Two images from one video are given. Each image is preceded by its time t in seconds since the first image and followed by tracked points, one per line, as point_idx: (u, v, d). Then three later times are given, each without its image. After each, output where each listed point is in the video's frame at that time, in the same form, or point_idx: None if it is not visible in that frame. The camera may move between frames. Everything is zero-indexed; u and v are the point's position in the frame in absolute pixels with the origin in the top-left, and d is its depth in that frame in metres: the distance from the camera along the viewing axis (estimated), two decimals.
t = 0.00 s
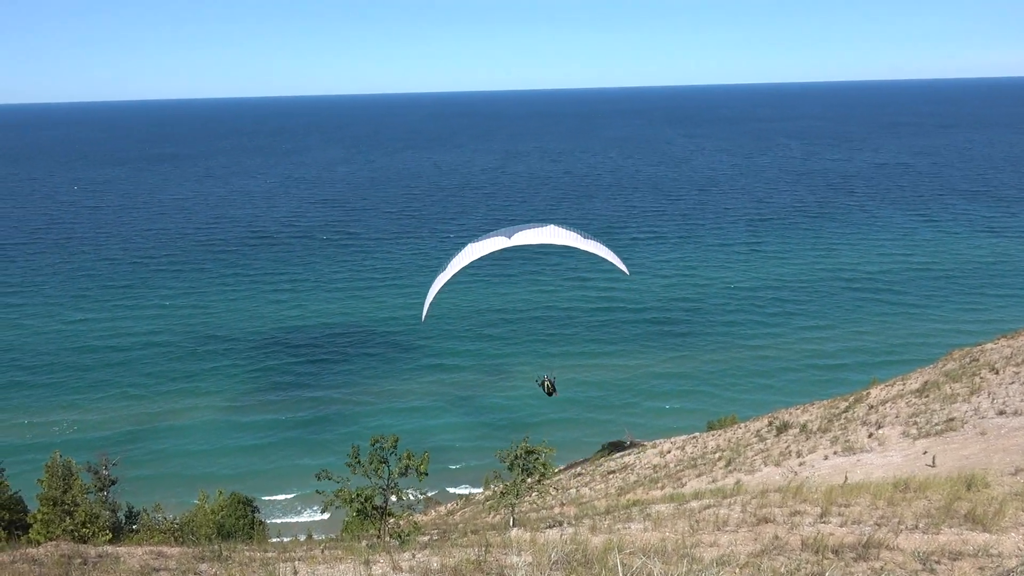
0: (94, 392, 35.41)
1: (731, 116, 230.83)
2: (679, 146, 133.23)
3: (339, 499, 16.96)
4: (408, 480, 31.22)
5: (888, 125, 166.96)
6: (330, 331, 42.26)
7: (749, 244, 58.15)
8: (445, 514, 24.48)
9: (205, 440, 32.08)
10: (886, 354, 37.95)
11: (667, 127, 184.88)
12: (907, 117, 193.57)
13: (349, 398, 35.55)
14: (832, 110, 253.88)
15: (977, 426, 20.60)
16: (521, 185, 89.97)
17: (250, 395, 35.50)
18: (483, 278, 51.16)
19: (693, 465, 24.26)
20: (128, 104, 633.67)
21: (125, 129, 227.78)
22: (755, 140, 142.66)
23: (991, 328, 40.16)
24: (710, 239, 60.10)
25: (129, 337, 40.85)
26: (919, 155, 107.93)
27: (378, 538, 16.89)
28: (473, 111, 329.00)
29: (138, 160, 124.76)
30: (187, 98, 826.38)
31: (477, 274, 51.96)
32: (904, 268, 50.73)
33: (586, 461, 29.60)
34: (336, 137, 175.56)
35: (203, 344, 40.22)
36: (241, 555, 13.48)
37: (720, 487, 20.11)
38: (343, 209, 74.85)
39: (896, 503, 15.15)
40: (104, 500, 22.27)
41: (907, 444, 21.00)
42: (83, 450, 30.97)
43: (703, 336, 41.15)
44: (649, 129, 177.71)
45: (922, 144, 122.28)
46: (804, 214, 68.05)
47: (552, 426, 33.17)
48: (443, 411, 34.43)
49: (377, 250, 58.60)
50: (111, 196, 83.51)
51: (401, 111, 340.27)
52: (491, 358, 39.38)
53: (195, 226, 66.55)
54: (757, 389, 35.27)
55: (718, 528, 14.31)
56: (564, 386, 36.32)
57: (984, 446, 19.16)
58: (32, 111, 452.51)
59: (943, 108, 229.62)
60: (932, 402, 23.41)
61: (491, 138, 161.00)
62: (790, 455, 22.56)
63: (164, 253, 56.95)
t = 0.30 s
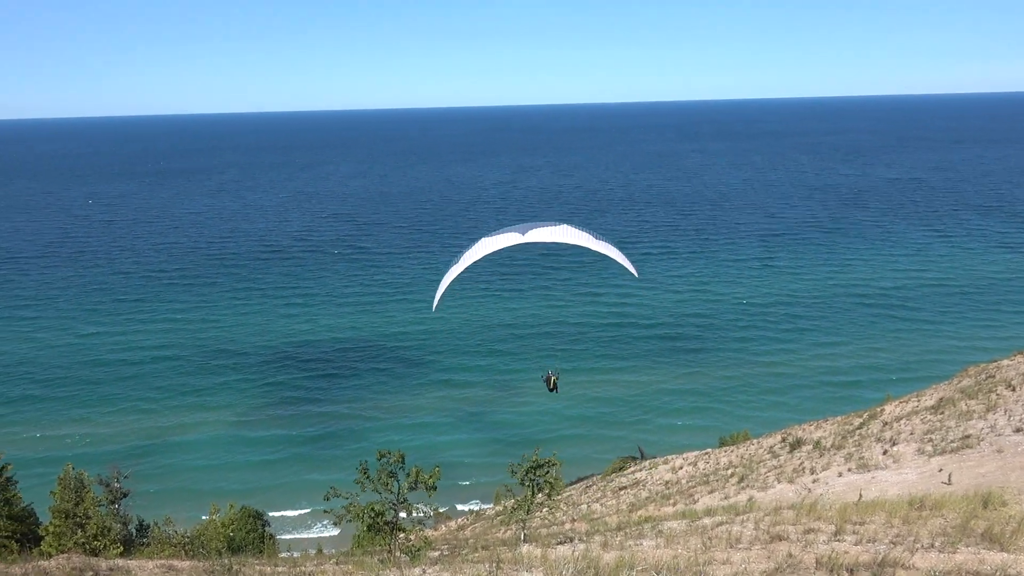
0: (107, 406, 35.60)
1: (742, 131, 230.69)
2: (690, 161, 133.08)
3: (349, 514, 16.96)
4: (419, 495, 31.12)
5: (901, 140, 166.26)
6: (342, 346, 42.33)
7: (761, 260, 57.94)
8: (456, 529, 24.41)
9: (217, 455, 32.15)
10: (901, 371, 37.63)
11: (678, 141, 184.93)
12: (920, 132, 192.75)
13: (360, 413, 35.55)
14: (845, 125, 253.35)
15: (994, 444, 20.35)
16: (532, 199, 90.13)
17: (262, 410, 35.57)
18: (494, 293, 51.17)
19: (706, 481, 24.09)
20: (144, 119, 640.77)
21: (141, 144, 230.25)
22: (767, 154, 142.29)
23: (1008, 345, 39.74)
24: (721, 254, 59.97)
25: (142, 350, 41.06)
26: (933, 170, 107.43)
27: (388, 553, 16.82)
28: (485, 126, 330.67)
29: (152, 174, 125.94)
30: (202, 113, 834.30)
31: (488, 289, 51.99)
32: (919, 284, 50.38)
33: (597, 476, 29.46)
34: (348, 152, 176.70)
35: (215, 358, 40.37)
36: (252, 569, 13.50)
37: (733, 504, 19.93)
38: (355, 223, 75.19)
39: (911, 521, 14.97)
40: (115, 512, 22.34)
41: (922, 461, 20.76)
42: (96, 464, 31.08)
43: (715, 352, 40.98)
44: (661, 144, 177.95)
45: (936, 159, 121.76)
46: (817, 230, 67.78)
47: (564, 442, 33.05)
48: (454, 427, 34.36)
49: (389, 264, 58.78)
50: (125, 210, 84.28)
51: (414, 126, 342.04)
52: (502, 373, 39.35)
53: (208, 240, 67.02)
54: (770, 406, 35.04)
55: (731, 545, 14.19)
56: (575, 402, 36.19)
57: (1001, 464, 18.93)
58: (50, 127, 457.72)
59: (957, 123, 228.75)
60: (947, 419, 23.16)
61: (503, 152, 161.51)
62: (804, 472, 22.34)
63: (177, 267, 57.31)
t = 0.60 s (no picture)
0: (115, 418, 35.67)
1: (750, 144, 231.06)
2: (698, 174, 133.21)
3: (356, 526, 16.98)
4: (425, 509, 30.98)
5: (909, 154, 166.00)
6: (349, 359, 42.36)
7: (769, 274, 57.83)
8: (462, 542, 24.33)
9: (223, 467, 32.14)
10: (911, 387, 37.42)
11: (685, 155, 185.02)
12: (928, 146, 192.53)
13: (367, 427, 35.53)
14: (852, 139, 253.01)
15: (1005, 460, 20.19)
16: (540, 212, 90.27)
17: (269, 423, 35.58)
18: (502, 306, 51.18)
19: (714, 496, 23.93)
20: (155, 131, 644.92)
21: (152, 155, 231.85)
22: (774, 168, 142.39)
23: (1019, 361, 39.48)
24: (729, 268, 59.91)
25: (150, 362, 41.17)
26: (942, 184, 107.23)
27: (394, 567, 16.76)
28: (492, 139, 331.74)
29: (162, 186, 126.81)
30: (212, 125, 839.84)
31: (496, 302, 52.01)
32: (928, 299, 50.18)
33: (605, 491, 29.34)
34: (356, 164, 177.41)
35: (222, 371, 40.45)
36: None
37: (741, 519, 19.78)
38: (363, 235, 75.46)
39: (922, 538, 14.85)
40: (122, 523, 22.36)
41: (932, 477, 20.59)
42: (104, 476, 31.13)
43: (723, 366, 40.85)
44: (668, 157, 178.22)
45: (945, 173, 121.49)
46: (825, 244, 67.67)
47: (571, 457, 32.93)
48: (462, 440, 34.29)
49: (397, 277, 58.89)
50: (135, 222, 84.76)
51: (421, 139, 342.65)
52: (509, 386, 39.31)
53: (217, 252, 67.30)
54: (780, 422, 34.86)
55: (740, 561, 14.09)
56: (583, 416, 36.10)
57: (1012, 481, 18.78)
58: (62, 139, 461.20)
59: (966, 136, 228.66)
60: (958, 434, 23.01)
61: (511, 165, 161.97)
62: (813, 487, 22.18)
63: (185, 278, 57.53)
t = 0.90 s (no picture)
0: (121, 433, 35.73)
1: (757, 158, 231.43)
2: (704, 188, 133.36)
3: (362, 541, 17.00)
4: (431, 525, 30.83)
5: (916, 168, 165.88)
6: (355, 373, 42.37)
7: (776, 289, 57.69)
8: (468, 557, 24.24)
9: (229, 482, 32.12)
10: (920, 402, 37.19)
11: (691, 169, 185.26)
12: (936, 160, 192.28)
13: (373, 442, 35.47)
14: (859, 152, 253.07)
15: (1015, 475, 20.03)
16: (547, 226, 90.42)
17: (274, 438, 35.56)
18: (508, 320, 51.18)
19: (721, 511, 23.80)
20: (163, 146, 648.73)
21: (161, 169, 233.38)
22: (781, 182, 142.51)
23: None
24: (735, 282, 59.85)
25: (156, 377, 41.26)
26: (951, 198, 106.99)
27: None
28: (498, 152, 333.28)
29: (171, 200, 127.56)
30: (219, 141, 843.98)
31: (502, 317, 52.00)
32: (937, 313, 49.96)
33: (611, 506, 29.21)
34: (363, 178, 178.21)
35: (228, 385, 40.51)
36: None
37: (749, 535, 19.68)
38: (370, 250, 75.65)
39: (932, 554, 14.73)
40: (127, 538, 22.39)
41: (942, 493, 20.43)
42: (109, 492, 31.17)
43: (730, 381, 40.70)
44: (675, 171, 178.40)
45: (953, 187, 121.21)
46: (832, 258, 67.57)
47: (578, 473, 32.78)
48: (468, 456, 34.19)
49: (403, 291, 58.99)
50: (143, 236, 85.23)
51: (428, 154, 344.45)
52: (515, 402, 39.23)
53: (224, 266, 67.57)
54: (788, 437, 34.67)
55: None
56: (589, 432, 35.97)
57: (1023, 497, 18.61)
58: (71, 154, 464.54)
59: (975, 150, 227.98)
60: (968, 450, 22.86)
61: (517, 179, 162.50)
62: (821, 503, 22.03)
63: (192, 293, 57.73)
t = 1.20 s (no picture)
0: (120, 450, 35.68)
1: (759, 173, 231.92)
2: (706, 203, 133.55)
3: (361, 558, 16.97)
4: (432, 542, 30.67)
5: (918, 183, 166.05)
6: (356, 390, 42.32)
7: (778, 304, 57.63)
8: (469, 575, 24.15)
9: (229, 500, 32.03)
10: (923, 419, 37.03)
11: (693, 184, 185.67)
12: (938, 175, 192.56)
13: (373, 460, 35.36)
14: (862, 167, 253.45)
15: (1019, 492, 19.94)
16: (547, 242, 90.59)
17: (274, 454, 35.49)
18: (509, 336, 51.16)
19: (724, 528, 23.66)
20: (168, 163, 651.43)
21: (165, 186, 234.27)
22: (782, 197, 142.71)
23: None
24: (737, 298, 59.84)
25: (156, 393, 41.25)
26: (952, 213, 107.01)
27: None
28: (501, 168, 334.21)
29: (173, 216, 128.03)
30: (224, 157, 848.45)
31: (503, 333, 51.97)
32: (939, 329, 49.86)
33: (613, 523, 29.08)
34: (365, 194, 178.70)
35: (229, 402, 40.48)
36: None
37: (751, 552, 19.57)
38: (371, 265, 75.77)
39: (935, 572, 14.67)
40: (127, 555, 22.40)
41: (946, 509, 20.33)
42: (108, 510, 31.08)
43: (731, 398, 40.59)
44: (677, 187, 178.84)
45: (955, 202, 121.30)
46: (833, 273, 67.57)
47: (579, 490, 32.65)
48: (468, 473, 34.07)
49: (404, 307, 59.02)
50: (144, 252, 85.38)
51: (431, 169, 346.02)
52: (516, 418, 39.17)
53: (225, 282, 67.71)
54: (790, 454, 34.49)
55: None
56: (590, 448, 35.85)
57: None
58: (76, 171, 466.00)
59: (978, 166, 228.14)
60: (971, 466, 22.78)
61: (519, 194, 162.83)
62: (824, 519, 21.92)
63: (193, 308, 57.81)
